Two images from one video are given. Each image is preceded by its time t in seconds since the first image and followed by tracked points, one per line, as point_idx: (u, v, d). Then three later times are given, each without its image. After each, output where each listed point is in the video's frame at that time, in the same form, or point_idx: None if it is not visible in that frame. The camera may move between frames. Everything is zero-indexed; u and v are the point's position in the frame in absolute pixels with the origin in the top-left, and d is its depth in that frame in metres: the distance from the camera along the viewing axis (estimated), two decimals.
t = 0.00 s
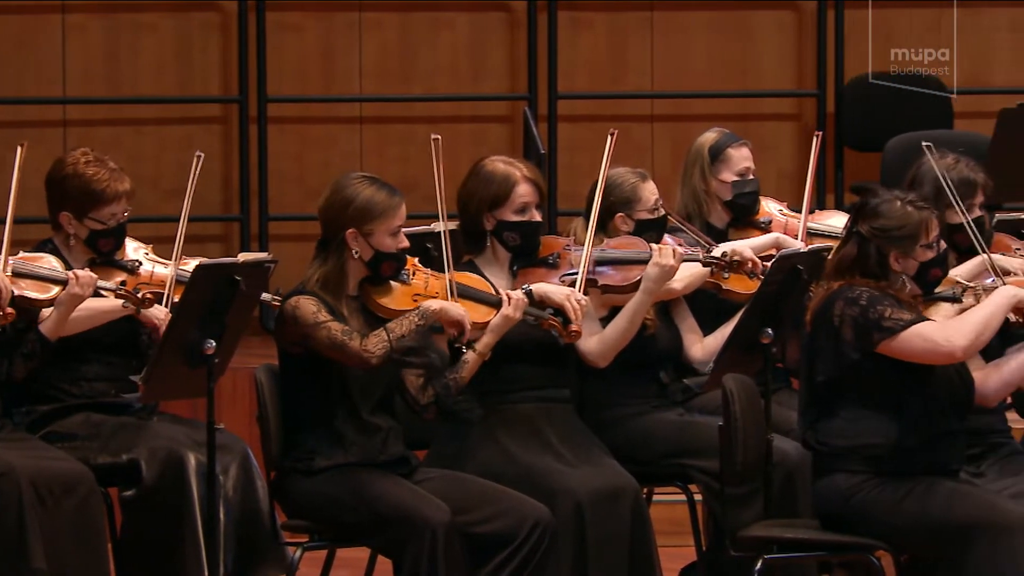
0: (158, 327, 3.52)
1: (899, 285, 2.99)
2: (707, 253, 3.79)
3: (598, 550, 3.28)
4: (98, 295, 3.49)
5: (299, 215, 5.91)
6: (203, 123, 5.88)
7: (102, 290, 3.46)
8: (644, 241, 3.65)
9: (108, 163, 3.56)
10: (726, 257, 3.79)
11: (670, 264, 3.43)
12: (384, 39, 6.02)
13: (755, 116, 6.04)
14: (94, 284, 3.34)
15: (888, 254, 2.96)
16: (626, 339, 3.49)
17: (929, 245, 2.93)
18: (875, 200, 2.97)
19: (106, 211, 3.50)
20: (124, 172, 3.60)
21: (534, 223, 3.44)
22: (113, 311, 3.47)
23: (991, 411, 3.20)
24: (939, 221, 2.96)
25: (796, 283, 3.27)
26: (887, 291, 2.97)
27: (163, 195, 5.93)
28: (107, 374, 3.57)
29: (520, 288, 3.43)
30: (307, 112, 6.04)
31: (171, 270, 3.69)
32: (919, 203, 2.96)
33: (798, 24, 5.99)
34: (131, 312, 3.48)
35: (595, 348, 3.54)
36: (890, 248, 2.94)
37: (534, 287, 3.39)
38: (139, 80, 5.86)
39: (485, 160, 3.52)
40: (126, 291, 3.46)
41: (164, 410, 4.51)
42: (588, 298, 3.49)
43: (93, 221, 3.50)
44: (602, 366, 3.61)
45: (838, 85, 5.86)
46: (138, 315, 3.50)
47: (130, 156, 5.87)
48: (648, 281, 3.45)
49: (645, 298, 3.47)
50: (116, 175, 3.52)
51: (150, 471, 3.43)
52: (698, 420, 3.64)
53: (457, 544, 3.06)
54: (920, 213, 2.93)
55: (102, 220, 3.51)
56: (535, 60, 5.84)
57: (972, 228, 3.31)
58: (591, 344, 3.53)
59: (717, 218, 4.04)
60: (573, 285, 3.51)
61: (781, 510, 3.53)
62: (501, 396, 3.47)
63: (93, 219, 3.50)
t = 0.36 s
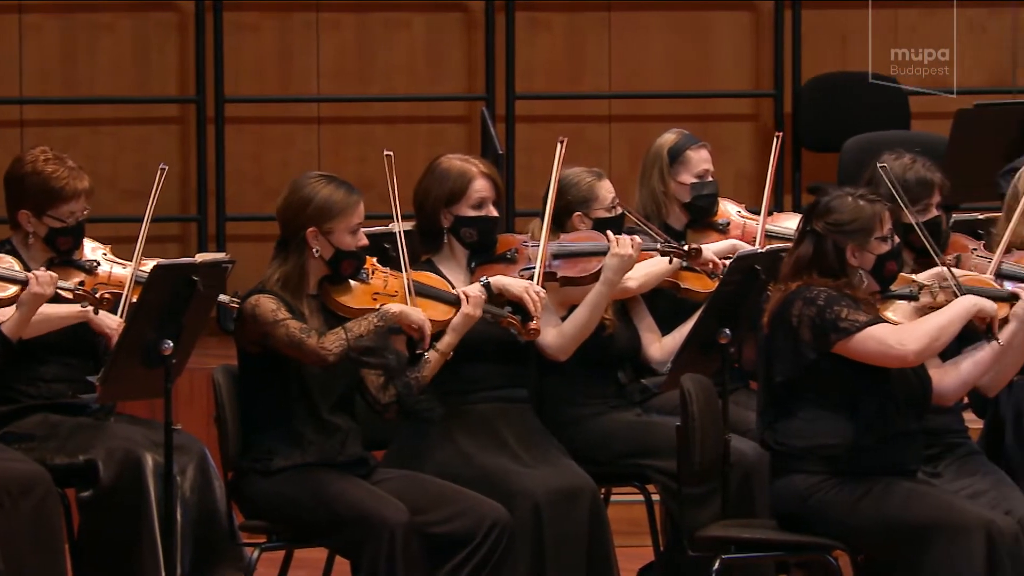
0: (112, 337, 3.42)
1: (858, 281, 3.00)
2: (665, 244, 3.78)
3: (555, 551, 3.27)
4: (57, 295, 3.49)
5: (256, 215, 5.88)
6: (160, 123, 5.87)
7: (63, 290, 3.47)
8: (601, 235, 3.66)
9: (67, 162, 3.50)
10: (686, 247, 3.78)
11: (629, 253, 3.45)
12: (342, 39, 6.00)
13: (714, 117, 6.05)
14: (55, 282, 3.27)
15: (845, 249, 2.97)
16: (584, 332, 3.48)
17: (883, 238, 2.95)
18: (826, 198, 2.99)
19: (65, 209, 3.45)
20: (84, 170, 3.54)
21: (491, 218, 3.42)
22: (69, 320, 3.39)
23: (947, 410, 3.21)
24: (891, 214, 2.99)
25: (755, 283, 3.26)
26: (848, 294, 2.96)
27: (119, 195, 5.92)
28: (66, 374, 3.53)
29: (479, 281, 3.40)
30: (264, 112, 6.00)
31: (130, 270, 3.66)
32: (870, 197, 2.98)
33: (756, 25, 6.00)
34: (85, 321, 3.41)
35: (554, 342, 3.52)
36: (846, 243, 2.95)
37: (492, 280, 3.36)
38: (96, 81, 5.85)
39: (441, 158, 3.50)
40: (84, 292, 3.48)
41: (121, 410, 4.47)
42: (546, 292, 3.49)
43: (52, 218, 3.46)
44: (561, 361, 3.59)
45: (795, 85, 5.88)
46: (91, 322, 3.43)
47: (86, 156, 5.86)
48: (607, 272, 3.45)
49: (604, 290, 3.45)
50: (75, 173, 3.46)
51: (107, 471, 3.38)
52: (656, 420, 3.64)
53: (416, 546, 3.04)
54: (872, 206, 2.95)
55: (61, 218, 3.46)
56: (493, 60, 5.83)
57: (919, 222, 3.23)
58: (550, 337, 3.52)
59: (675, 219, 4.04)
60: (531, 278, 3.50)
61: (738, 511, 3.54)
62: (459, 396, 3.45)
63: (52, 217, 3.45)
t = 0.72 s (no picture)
0: (54, 343, 3.29)
1: (814, 280, 2.99)
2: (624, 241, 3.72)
3: (513, 554, 3.23)
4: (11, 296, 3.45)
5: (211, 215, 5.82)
6: (114, 123, 5.81)
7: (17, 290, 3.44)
8: (559, 233, 3.60)
9: (23, 158, 3.41)
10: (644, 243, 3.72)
11: (586, 251, 3.42)
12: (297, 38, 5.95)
13: (672, 117, 6.02)
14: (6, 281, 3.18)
15: (802, 248, 2.95)
16: (542, 331, 3.44)
17: (841, 237, 2.94)
18: (782, 196, 2.97)
19: (22, 205, 3.36)
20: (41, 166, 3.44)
21: (447, 216, 3.39)
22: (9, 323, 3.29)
23: (905, 411, 3.20)
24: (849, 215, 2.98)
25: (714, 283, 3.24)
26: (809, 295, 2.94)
27: (73, 195, 5.84)
28: (17, 376, 3.46)
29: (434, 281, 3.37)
30: (219, 111, 5.95)
31: (85, 273, 3.55)
32: (827, 195, 2.96)
33: (713, 24, 6.01)
34: (25, 326, 3.31)
35: (512, 340, 3.48)
36: (801, 241, 2.94)
37: (447, 279, 3.33)
38: (49, 80, 5.78)
39: (396, 157, 3.45)
40: (39, 291, 3.45)
41: (74, 412, 4.40)
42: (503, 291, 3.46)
43: (7, 215, 3.36)
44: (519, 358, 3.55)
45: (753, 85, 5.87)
46: (32, 328, 3.31)
47: (39, 156, 5.79)
48: (564, 269, 3.42)
49: (563, 288, 3.42)
50: (33, 169, 3.36)
51: (60, 472, 3.31)
52: (614, 421, 3.62)
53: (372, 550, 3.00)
54: (830, 205, 2.94)
55: (17, 214, 3.37)
56: (449, 59, 5.79)
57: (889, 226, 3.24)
58: (507, 335, 3.48)
59: (632, 220, 4.02)
60: (488, 277, 3.48)
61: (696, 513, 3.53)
62: (416, 397, 3.41)
63: (8, 213, 3.36)
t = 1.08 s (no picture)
0: None
1: (775, 280, 2.94)
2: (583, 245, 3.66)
3: (469, 557, 3.18)
4: None
5: (164, 215, 5.73)
6: (64, 120, 5.70)
7: None
8: (518, 235, 3.57)
9: None
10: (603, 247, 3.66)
11: (544, 252, 3.34)
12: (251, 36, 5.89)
13: (631, 115, 5.98)
14: None
15: (763, 247, 2.91)
16: (499, 333, 3.39)
17: (802, 236, 2.90)
18: (744, 195, 2.94)
19: None
20: None
21: (405, 217, 3.33)
22: None
23: (868, 414, 3.17)
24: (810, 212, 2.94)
25: (671, 282, 3.20)
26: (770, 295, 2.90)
27: (23, 194, 5.73)
28: None
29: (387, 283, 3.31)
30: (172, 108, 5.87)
31: (40, 276, 3.34)
32: (789, 194, 2.93)
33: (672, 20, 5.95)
34: None
35: (468, 342, 3.43)
36: (764, 241, 2.90)
37: (401, 281, 3.27)
38: None
39: (353, 156, 3.39)
40: None
41: (23, 415, 4.30)
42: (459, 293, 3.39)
43: None
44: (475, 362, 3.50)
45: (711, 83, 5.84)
46: None
47: None
48: (523, 271, 3.34)
49: (520, 290, 3.35)
50: None
51: (9, 475, 3.24)
52: (572, 423, 3.57)
53: (325, 555, 2.94)
54: (791, 204, 2.91)
55: None
56: (404, 56, 5.73)
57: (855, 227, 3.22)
58: (464, 338, 3.43)
59: (591, 220, 3.96)
60: (445, 279, 3.41)
61: (655, 517, 3.48)
62: (372, 400, 3.34)
63: None
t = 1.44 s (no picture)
0: None
1: (749, 286, 2.91)
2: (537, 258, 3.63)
3: (422, 562, 3.12)
4: None
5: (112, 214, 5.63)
6: (11, 118, 5.60)
7: None
8: (473, 246, 3.50)
9: None
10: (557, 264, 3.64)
11: (501, 269, 3.31)
12: (201, 33, 5.80)
13: (585, 112, 5.94)
14: None
15: (740, 252, 2.87)
16: (452, 344, 3.35)
17: (781, 244, 2.85)
18: (726, 197, 2.89)
19: None
20: None
21: (362, 222, 3.27)
22: None
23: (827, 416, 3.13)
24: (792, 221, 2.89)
25: (629, 284, 3.15)
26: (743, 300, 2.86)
27: None
28: None
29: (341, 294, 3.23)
30: (120, 106, 5.78)
31: None
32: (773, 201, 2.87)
33: (628, 18, 5.91)
34: None
35: (419, 354, 3.38)
36: (741, 244, 2.86)
37: (354, 294, 3.18)
38: None
39: (311, 155, 3.33)
40: None
41: None
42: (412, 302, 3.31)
43: None
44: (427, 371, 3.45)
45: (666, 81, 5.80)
46: None
47: None
48: (477, 288, 3.31)
49: (472, 303, 3.32)
50: None
51: None
52: (526, 426, 3.51)
53: (276, 559, 2.87)
54: (774, 211, 2.85)
55: None
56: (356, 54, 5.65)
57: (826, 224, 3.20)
58: (416, 350, 3.37)
59: (542, 220, 3.93)
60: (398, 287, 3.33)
61: (610, 520, 3.44)
62: (323, 402, 3.27)
63: None
